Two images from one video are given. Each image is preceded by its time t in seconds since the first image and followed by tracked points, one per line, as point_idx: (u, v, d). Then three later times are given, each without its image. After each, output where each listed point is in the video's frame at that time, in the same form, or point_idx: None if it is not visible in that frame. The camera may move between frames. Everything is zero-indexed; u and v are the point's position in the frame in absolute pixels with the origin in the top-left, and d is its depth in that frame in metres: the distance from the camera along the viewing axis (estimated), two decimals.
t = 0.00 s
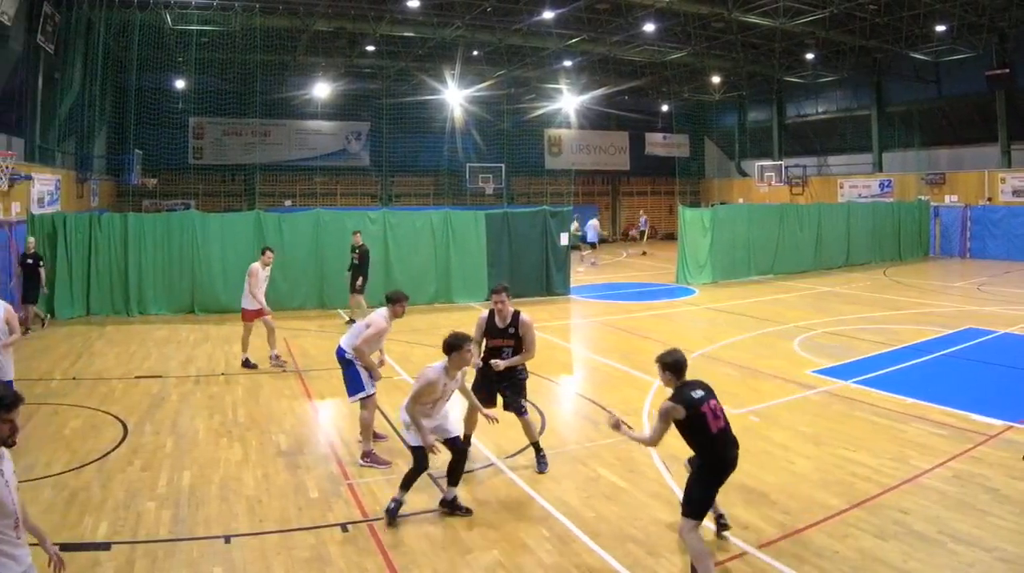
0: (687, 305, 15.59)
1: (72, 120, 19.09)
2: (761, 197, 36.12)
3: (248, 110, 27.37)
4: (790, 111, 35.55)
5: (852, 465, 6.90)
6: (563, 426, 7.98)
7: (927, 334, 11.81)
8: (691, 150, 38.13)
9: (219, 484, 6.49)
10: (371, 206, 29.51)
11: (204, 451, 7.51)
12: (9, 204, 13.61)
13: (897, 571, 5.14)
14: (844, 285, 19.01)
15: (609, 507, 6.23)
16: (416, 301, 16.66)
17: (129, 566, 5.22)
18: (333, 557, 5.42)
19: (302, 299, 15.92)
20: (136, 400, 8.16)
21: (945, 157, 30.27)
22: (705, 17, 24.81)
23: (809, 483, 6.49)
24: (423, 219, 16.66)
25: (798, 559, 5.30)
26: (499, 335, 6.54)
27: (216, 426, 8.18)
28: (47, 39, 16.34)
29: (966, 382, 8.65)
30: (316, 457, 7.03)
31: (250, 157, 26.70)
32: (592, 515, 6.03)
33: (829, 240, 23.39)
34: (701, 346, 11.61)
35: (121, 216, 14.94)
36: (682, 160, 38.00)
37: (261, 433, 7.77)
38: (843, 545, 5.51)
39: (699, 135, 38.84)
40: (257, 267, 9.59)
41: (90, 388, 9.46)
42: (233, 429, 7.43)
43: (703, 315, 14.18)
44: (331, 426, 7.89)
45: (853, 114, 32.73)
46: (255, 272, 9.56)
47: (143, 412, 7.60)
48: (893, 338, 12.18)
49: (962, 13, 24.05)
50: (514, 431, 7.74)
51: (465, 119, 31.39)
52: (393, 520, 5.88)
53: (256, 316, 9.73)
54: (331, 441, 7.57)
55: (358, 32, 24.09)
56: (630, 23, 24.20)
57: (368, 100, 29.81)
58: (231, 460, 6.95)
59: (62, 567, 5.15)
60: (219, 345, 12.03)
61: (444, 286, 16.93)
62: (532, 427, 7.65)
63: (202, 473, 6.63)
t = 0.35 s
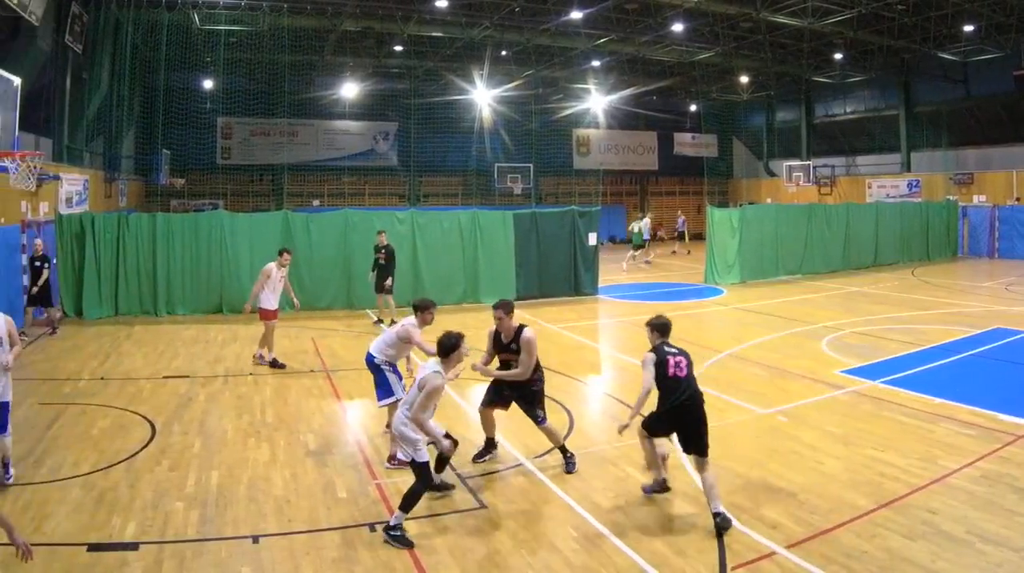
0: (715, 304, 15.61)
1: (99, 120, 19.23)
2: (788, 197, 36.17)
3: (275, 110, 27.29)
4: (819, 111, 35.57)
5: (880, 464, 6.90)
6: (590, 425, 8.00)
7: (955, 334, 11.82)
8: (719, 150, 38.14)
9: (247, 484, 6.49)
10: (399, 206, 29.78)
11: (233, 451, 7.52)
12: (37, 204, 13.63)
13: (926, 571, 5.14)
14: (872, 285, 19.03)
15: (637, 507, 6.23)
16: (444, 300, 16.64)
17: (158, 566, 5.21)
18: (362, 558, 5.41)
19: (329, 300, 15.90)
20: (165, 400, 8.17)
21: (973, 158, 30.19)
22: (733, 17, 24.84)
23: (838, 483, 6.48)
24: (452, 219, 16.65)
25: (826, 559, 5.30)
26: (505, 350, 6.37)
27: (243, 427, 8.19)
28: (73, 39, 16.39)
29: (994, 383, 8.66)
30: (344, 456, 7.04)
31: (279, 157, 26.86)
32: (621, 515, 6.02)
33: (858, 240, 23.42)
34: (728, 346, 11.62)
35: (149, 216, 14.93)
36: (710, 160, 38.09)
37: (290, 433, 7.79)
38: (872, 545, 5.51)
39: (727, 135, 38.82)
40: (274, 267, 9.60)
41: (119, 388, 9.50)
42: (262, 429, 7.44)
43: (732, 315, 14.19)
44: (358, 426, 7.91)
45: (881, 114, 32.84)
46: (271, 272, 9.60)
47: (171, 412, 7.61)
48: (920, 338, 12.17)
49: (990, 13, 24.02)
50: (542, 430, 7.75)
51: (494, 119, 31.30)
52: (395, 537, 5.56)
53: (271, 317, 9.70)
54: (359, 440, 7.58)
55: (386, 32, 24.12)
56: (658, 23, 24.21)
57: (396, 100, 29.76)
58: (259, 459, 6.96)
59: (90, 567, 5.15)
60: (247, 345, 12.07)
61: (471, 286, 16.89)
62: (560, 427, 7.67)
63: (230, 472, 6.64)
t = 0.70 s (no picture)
0: (742, 304, 15.61)
1: (126, 121, 19.44)
2: (816, 198, 36.07)
3: (302, 110, 27.39)
4: (846, 111, 35.50)
5: (907, 464, 6.89)
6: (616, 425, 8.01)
7: (982, 334, 11.82)
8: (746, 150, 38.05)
9: (274, 484, 6.49)
10: (425, 206, 30.03)
11: (260, 451, 7.53)
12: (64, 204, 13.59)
13: (953, 571, 5.13)
14: (900, 285, 19.04)
15: (665, 507, 6.21)
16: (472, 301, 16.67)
17: (185, 566, 5.20)
18: (390, 558, 5.39)
19: (356, 300, 15.93)
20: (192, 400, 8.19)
21: (1000, 158, 30.00)
22: (761, 17, 24.79)
23: (864, 483, 6.48)
24: (479, 218, 16.64)
25: (854, 559, 5.29)
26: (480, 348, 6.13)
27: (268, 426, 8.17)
28: (100, 39, 16.46)
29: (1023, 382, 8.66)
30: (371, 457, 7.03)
31: (306, 157, 26.90)
32: (648, 515, 6.01)
33: (886, 240, 23.42)
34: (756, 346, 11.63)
35: (176, 216, 14.92)
36: (737, 161, 37.96)
37: (317, 433, 7.79)
38: (899, 545, 5.50)
39: (754, 135, 38.68)
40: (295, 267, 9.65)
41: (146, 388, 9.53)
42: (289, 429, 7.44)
43: (759, 315, 14.19)
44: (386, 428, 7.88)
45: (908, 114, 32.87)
46: (291, 271, 9.63)
47: (198, 412, 7.63)
48: (946, 338, 12.16)
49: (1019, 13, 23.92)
50: (568, 430, 7.76)
51: (520, 120, 31.36)
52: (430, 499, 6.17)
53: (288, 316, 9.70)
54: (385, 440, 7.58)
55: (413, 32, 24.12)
56: (685, 23, 24.15)
57: (423, 99, 29.80)
58: (286, 460, 6.96)
59: (118, 567, 5.14)
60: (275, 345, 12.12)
61: (499, 285, 16.90)
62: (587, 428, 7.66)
63: (257, 472, 6.64)
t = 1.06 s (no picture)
0: (769, 305, 15.62)
1: (154, 120, 19.04)
2: (843, 198, 35.72)
3: (329, 110, 27.13)
4: (873, 111, 35.58)
5: (934, 464, 6.88)
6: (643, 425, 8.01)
7: (1010, 335, 11.80)
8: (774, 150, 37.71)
9: (301, 484, 6.50)
10: (453, 206, 29.87)
11: (287, 451, 7.54)
12: (92, 204, 13.55)
13: (981, 571, 5.12)
14: (928, 285, 19.01)
15: (692, 507, 6.21)
16: (499, 301, 16.70)
17: (212, 566, 5.20)
18: (417, 558, 5.38)
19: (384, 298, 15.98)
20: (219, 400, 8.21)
21: None
22: (788, 17, 24.74)
23: (891, 483, 6.47)
24: (506, 219, 16.64)
25: (881, 559, 5.28)
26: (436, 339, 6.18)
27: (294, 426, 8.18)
28: (127, 39, 16.39)
29: None
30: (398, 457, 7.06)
31: (334, 156, 26.92)
32: (675, 515, 6.00)
33: (913, 241, 23.41)
34: (783, 346, 11.65)
35: (203, 216, 14.99)
36: (764, 160, 37.41)
37: (344, 433, 7.80)
38: (925, 545, 5.49)
39: (782, 135, 38.20)
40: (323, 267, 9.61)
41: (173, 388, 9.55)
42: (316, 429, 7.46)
43: (786, 315, 14.18)
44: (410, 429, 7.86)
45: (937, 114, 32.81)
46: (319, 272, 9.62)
47: (225, 412, 7.64)
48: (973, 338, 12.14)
49: None
50: (595, 430, 7.76)
51: (547, 120, 31.30)
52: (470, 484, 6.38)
53: (318, 317, 9.76)
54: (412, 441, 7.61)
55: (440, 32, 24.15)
56: (712, 22, 24.10)
57: (450, 99, 29.74)
58: (313, 459, 6.96)
59: (145, 566, 5.14)
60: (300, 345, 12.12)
61: (526, 285, 16.90)
62: (613, 428, 7.66)
63: (284, 472, 6.65)
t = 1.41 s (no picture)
0: (795, 304, 15.65)
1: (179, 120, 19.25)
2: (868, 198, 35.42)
3: (355, 110, 26.78)
4: (898, 110, 34.66)
5: (960, 464, 6.87)
6: (670, 425, 8.02)
7: None
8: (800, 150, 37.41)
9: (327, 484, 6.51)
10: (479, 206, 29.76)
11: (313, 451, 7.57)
12: (118, 204, 13.49)
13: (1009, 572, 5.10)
14: (957, 285, 18.98)
15: (717, 508, 6.21)
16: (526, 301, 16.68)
17: (239, 566, 5.19)
18: (443, 557, 5.37)
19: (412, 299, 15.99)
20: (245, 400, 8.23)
21: None
22: (815, 17, 24.52)
23: (916, 483, 6.47)
24: (532, 218, 16.63)
25: (907, 560, 5.27)
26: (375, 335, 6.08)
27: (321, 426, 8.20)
28: (153, 39, 16.19)
29: None
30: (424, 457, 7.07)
31: (358, 157, 26.68)
32: (700, 515, 6.00)
33: (940, 241, 23.40)
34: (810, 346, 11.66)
35: (229, 217, 15.07)
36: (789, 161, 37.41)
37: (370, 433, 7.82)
38: (951, 545, 5.48)
39: (806, 136, 38.12)
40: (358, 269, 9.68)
41: (199, 388, 9.60)
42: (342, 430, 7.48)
43: (810, 315, 14.18)
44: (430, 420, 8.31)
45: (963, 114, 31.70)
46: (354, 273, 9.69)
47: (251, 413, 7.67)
48: (1000, 338, 12.12)
49: None
50: (621, 430, 7.76)
51: (573, 119, 31.18)
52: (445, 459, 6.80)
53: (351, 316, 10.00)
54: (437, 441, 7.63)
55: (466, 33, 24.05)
56: (738, 22, 23.96)
57: (475, 99, 29.52)
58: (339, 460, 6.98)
59: (171, 565, 5.15)
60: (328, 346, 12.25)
61: (553, 286, 16.89)
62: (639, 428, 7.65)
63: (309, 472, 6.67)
